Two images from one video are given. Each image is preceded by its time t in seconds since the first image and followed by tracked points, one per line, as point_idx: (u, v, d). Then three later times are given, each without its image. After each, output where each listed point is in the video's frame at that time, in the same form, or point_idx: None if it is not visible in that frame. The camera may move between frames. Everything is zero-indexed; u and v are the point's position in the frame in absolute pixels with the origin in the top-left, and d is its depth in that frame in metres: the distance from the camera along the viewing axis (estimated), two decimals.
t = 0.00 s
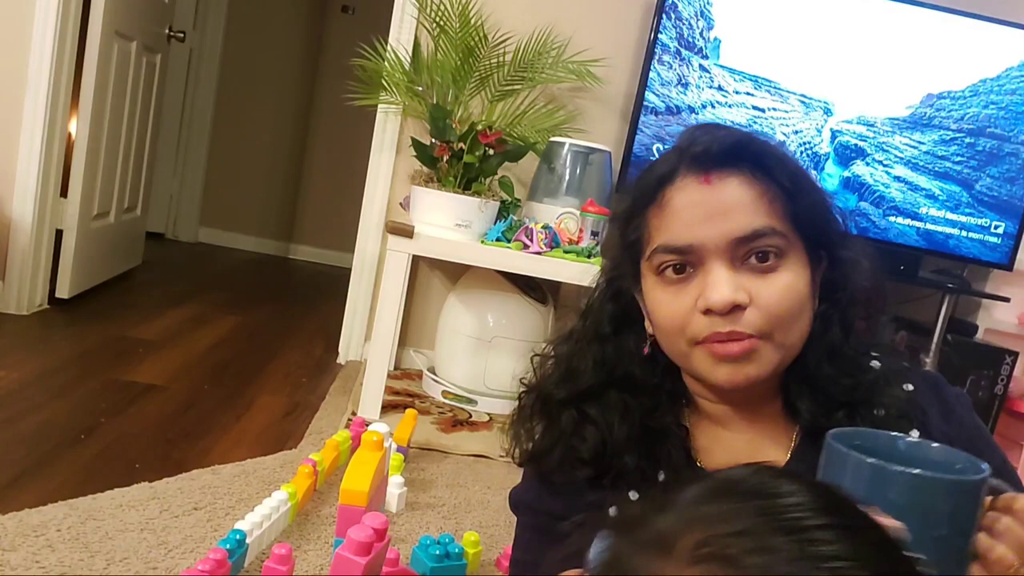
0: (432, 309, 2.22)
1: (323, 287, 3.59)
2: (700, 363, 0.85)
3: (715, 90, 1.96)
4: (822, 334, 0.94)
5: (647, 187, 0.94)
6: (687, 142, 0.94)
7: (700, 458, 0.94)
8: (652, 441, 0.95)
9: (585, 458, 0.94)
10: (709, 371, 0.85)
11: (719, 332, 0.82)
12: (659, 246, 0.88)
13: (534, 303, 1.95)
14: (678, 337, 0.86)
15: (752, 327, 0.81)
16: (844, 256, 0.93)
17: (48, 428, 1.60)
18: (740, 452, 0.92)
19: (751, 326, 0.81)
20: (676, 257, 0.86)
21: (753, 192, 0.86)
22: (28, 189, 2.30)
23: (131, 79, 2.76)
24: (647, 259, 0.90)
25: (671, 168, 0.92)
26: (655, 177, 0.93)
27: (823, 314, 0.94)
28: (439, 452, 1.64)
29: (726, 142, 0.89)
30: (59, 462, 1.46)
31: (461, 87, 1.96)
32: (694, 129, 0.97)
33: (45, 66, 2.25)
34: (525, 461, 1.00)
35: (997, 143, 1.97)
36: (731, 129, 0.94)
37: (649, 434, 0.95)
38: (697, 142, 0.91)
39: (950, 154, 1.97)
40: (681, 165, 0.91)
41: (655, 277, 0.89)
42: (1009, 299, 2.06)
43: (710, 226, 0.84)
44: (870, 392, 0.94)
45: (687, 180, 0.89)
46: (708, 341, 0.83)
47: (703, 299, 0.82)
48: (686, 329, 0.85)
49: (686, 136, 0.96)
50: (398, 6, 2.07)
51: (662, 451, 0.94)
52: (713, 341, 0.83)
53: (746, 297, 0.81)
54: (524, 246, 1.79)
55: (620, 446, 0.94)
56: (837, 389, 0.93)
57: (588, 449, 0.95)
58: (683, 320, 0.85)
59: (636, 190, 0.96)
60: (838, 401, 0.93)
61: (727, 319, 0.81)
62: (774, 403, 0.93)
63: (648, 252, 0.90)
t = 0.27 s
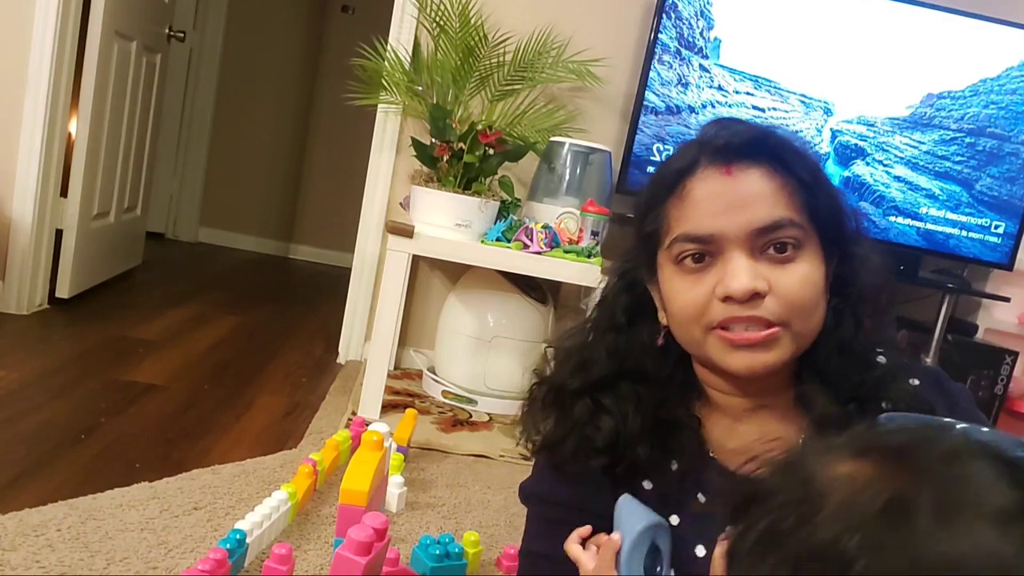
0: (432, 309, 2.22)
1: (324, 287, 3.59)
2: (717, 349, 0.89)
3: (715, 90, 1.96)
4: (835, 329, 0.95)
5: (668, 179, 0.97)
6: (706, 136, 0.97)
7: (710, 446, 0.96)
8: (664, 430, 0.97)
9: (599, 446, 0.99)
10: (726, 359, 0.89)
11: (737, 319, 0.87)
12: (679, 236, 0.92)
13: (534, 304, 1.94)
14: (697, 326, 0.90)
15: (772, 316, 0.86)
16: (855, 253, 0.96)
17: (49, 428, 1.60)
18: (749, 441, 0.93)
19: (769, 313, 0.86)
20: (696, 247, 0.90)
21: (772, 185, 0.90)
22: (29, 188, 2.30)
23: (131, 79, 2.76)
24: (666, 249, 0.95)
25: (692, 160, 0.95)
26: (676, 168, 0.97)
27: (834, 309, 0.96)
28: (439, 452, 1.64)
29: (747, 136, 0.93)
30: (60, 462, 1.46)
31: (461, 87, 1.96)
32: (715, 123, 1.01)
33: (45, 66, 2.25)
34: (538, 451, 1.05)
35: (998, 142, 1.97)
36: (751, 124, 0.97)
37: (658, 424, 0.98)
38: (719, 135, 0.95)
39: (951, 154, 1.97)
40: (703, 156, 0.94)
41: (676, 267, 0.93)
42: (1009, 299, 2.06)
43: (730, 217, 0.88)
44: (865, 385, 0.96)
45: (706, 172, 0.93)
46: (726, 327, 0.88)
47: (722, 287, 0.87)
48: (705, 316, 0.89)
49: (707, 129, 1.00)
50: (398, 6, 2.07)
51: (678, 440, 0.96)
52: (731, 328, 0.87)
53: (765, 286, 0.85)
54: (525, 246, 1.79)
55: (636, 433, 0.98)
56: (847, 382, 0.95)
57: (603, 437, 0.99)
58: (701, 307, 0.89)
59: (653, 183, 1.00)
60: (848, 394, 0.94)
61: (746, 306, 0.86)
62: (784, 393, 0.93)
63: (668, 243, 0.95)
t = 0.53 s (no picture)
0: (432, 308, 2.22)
1: (324, 287, 3.59)
2: (731, 333, 0.86)
3: (715, 90, 1.96)
4: (848, 318, 0.90)
5: (691, 165, 0.94)
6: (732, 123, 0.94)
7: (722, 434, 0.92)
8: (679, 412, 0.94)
9: (616, 419, 0.95)
10: (741, 343, 0.86)
11: (755, 301, 0.84)
12: (700, 218, 0.89)
13: (534, 304, 1.94)
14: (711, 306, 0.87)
15: (788, 298, 0.83)
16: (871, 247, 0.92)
17: (48, 428, 1.60)
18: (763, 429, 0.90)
19: (786, 297, 0.83)
20: (717, 229, 0.87)
21: (795, 172, 0.87)
22: (29, 188, 2.29)
23: (131, 79, 2.76)
24: (686, 231, 0.92)
25: (716, 145, 0.92)
26: (700, 153, 0.93)
27: (848, 299, 0.91)
28: (439, 451, 1.64)
29: (774, 123, 0.90)
30: (60, 462, 1.46)
31: (461, 87, 1.96)
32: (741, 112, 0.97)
33: (45, 66, 2.25)
34: (551, 428, 1.01)
35: (998, 143, 1.97)
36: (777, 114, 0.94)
37: (674, 406, 0.94)
38: (745, 122, 0.92)
39: (951, 153, 1.97)
40: (728, 142, 0.91)
41: (693, 249, 0.90)
42: (1009, 299, 2.06)
43: (752, 200, 0.85)
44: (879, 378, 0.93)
45: (733, 158, 0.89)
46: (742, 310, 0.85)
47: (741, 269, 0.84)
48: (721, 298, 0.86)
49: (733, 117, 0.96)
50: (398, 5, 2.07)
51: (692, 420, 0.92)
52: (747, 311, 0.84)
53: (783, 269, 0.83)
54: (525, 246, 1.79)
55: (651, 413, 0.94)
56: (863, 372, 0.92)
57: (620, 411, 0.95)
58: (718, 289, 0.86)
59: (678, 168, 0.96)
60: (862, 382, 0.92)
61: (763, 289, 0.83)
62: (796, 378, 0.90)
63: (687, 225, 0.92)
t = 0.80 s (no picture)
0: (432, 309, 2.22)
1: (324, 287, 3.59)
2: (748, 331, 0.84)
3: (715, 90, 1.96)
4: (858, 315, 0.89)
5: (713, 161, 0.89)
6: (756, 120, 0.90)
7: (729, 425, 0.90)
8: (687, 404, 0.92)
9: (626, 407, 0.92)
10: (757, 340, 0.84)
11: (774, 302, 0.81)
12: (721, 215, 0.86)
13: (534, 304, 1.94)
14: (727, 303, 0.85)
15: (807, 300, 0.81)
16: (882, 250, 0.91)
17: (48, 428, 1.60)
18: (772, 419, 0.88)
19: (804, 298, 0.81)
20: (738, 228, 0.84)
21: (817, 175, 0.84)
22: (28, 188, 2.29)
23: (131, 79, 2.76)
24: (704, 227, 0.88)
25: (739, 142, 0.88)
26: (722, 150, 0.89)
27: (861, 297, 0.89)
28: (439, 452, 1.64)
29: (800, 123, 0.86)
30: (60, 462, 1.46)
31: (461, 87, 1.96)
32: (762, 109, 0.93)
33: (45, 66, 2.25)
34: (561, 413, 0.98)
35: (998, 143, 1.97)
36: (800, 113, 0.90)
37: (684, 396, 0.91)
38: (771, 121, 0.88)
39: (950, 153, 1.97)
40: (751, 140, 0.87)
41: (712, 245, 0.87)
42: (1009, 299, 2.06)
43: (775, 201, 0.82)
44: (890, 370, 0.92)
45: (759, 159, 0.86)
46: (760, 309, 0.82)
47: (761, 269, 0.81)
48: (739, 297, 0.83)
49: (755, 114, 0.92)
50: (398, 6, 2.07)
51: (705, 411, 0.90)
52: (765, 310, 0.82)
53: (803, 270, 0.80)
54: (524, 246, 1.79)
55: (660, 402, 0.92)
56: (872, 369, 0.91)
57: (630, 399, 0.93)
58: (736, 287, 0.83)
59: (698, 161, 0.92)
60: (871, 377, 0.90)
61: (783, 290, 0.81)
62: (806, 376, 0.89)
63: (706, 221, 0.88)
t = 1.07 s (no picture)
0: (432, 309, 2.22)
1: (324, 288, 3.59)
2: (780, 331, 0.75)
3: (715, 90, 1.96)
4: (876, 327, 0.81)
5: (760, 157, 0.77)
6: (808, 121, 0.79)
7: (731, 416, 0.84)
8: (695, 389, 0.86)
9: (634, 397, 0.87)
10: (789, 340, 0.76)
11: (810, 309, 0.73)
12: (766, 216, 0.74)
13: (534, 305, 1.94)
14: (762, 304, 0.75)
15: (840, 310, 0.73)
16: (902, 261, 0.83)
17: (47, 428, 1.60)
18: (775, 411, 0.82)
19: (838, 307, 0.73)
20: (785, 233, 0.72)
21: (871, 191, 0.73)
22: (29, 188, 2.29)
23: (131, 79, 2.76)
24: (743, 220, 0.77)
25: (792, 144, 0.76)
26: (769, 148, 0.77)
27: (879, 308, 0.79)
28: (439, 452, 1.64)
29: (858, 136, 0.75)
30: (59, 462, 1.46)
31: (461, 88, 1.96)
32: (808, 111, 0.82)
33: (45, 66, 2.25)
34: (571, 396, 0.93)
35: (997, 143, 1.97)
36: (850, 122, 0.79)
37: (694, 387, 0.85)
38: (826, 128, 0.77)
39: (950, 153, 1.94)
40: (804, 142, 0.76)
41: (750, 241, 0.75)
42: (1009, 299, 2.06)
43: (829, 210, 0.71)
44: (911, 367, 0.85)
45: (817, 158, 0.74)
46: (796, 312, 0.73)
47: (804, 274, 0.71)
48: (775, 301, 0.73)
49: (802, 116, 0.81)
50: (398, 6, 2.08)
51: (713, 405, 0.84)
52: (802, 313, 0.73)
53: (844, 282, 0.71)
54: (524, 247, 1.79)
55: (668, 392, 0.86)
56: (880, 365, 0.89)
57: (639, 388, 0.87)
58: (772, 292, 0.73)
59: (737, 146, 0.81)
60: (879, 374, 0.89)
61: (822, 301, 0.72)
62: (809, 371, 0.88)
63: (745, 215, 0.76)
